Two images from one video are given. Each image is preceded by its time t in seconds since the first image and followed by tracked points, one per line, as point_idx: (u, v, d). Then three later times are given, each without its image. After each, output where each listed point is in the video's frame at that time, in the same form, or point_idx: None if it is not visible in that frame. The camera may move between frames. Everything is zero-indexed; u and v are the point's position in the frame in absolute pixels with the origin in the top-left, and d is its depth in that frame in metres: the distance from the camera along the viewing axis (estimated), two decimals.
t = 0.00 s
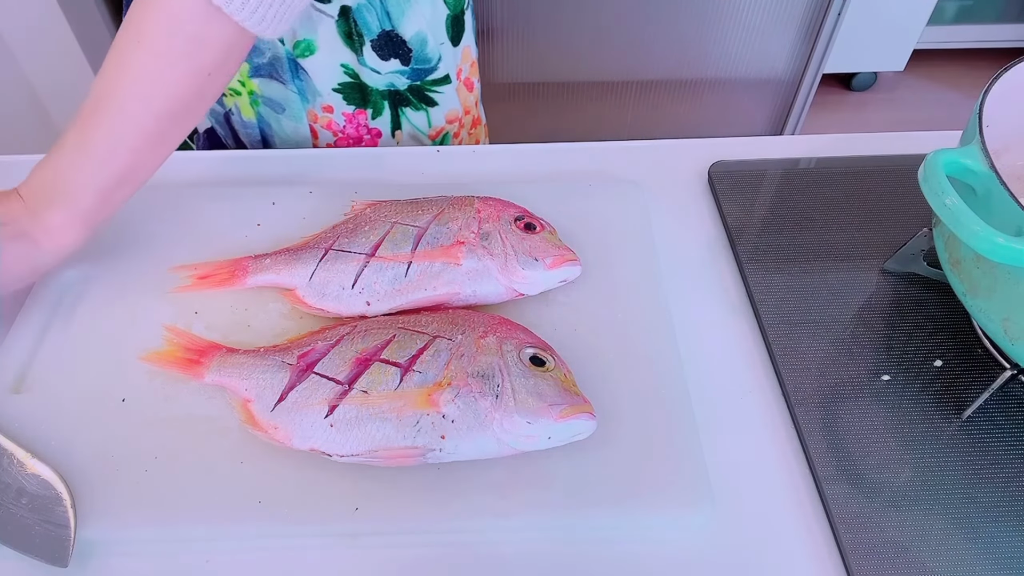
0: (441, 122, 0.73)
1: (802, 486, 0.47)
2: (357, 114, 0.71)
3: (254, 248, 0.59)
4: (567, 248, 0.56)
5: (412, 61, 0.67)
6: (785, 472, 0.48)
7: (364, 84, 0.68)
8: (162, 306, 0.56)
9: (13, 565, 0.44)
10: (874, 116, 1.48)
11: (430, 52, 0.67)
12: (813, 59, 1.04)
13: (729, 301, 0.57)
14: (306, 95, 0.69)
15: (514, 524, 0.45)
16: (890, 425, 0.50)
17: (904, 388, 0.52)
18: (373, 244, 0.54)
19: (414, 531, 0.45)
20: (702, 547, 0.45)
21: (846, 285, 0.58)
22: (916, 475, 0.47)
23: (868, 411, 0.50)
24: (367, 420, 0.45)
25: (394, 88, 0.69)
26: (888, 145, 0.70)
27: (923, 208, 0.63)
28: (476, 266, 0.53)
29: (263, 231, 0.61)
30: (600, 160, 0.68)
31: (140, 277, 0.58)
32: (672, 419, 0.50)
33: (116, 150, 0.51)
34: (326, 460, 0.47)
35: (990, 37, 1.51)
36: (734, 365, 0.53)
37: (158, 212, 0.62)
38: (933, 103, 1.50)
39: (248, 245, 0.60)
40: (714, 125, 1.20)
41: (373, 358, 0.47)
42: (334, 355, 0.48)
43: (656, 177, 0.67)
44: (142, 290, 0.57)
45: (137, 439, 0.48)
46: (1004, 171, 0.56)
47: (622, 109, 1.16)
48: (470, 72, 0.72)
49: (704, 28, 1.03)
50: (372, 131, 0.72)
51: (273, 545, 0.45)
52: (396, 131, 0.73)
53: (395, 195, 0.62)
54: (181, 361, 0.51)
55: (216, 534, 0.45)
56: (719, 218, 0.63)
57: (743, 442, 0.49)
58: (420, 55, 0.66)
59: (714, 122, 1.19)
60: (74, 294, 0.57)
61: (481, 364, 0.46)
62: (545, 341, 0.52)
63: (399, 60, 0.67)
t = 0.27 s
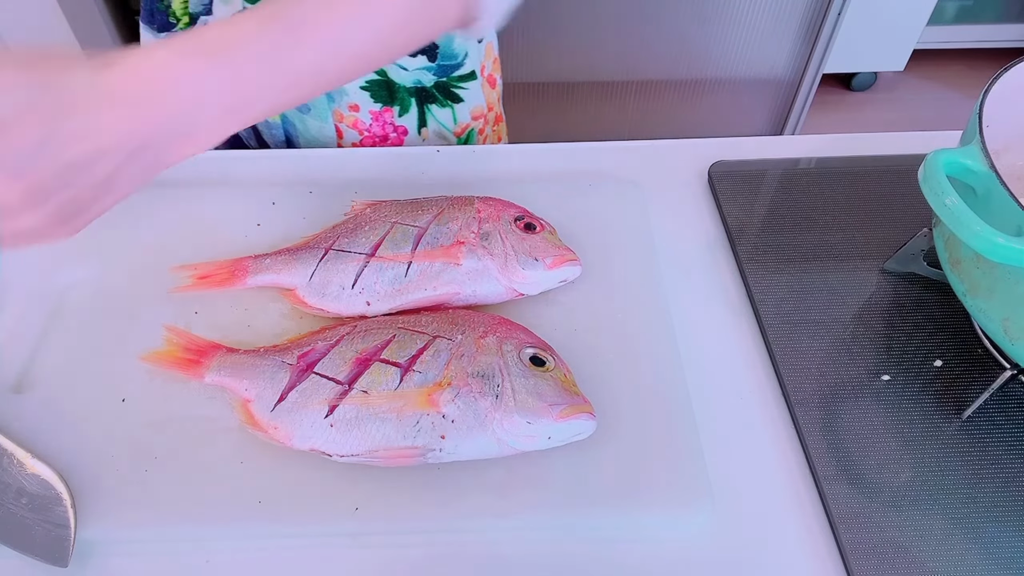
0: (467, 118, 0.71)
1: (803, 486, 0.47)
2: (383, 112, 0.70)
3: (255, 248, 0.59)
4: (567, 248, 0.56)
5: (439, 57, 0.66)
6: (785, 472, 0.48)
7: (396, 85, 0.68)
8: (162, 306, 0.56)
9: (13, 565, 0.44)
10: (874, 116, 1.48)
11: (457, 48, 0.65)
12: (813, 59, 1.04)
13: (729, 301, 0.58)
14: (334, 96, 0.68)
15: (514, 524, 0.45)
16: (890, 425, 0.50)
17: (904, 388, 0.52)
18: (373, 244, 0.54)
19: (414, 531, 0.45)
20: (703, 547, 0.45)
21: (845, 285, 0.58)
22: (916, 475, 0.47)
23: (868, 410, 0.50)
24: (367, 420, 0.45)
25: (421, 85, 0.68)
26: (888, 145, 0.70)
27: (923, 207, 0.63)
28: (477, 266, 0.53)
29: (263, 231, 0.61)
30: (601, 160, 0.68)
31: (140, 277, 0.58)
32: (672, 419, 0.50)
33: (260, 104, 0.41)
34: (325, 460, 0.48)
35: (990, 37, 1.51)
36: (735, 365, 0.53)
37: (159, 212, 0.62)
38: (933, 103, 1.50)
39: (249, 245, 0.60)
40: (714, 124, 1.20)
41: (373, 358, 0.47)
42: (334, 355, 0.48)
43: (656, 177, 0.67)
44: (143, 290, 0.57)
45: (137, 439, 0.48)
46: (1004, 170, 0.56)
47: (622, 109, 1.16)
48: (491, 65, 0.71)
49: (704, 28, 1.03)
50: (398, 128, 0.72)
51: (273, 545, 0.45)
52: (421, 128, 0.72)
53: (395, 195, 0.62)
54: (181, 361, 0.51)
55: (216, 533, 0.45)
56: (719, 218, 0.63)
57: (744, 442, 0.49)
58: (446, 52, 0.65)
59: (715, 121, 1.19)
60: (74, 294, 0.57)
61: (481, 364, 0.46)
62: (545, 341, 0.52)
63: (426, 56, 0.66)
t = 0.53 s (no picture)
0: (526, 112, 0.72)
1: (803, 486, 0.47)
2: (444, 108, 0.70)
3: (255, 248, 0.59)
4: (567, 248, 0.56)
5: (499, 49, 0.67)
6: (785, 472, 0.48)
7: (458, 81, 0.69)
8: (163, 306, 0.56)
9: (13, 564, 0.44)
10: (874, 116, 1.48)
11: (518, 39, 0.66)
12: (813, 59, 1.05)
13: (729, 301, 0.58)
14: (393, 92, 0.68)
15: (515, 524, 0.45)
16: (890, 425, 0.50)
17: (904, 388, 0.52)
18: (373, 244, 0.54)
19: (415, 532, 0.45)
20: (703, 547, 0.45)
21: (845, 285, 0.58)
22: (916, 474, 0.47)
23: (868, 410, 0.50)
24: (367, 420, 0.45)
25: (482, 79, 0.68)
26: (888, 145, 0.70)
27: (923, 207, 0.63)
28: (477, 266, 0.53)
29: (263, 231, 0.61)
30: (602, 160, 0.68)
31: (141, 277, 0.58)
32: (673, 420, 0.50)
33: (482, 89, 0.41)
34: (325, 460, 0.48)
35: (990, 37, 1.51)
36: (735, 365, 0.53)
37: (160, 212, 0.62)
38: (933, 103, 1.50)
39: (249, 245, 0.60)
40: (714, 124, 1.20)
41: (373, 358, 0.47)
42: (334, 355, 0.48)
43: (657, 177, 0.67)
44: (143, 290, 0.57)
45: (138, 440, 0.48)
46: (1004, 170, 0.56)
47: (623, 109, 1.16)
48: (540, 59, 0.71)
49: (705, 28, 1.03)
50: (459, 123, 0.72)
51: (273, 545, 0.45)
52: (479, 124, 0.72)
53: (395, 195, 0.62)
54: (182, 361, 0.51)
55: (215, 533, 0.45)
56: (719, 218, 0.63)
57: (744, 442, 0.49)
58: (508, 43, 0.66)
59: (715, 122, 1.19)
60: (74, 294, 0.57)
61: (480, 364, 0.46)
62: (545, 341, 0.52)
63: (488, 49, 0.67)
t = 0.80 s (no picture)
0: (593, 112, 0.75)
1: (803, 486, 0.47)
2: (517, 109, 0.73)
3: (255, 248, 0.59)
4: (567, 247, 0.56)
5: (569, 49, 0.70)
6: (785, 472, 0.48)
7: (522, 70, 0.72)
8: (163, 306, 0.56)
9: (13, 564, 0.44)
10: (873, 116, 1.49)
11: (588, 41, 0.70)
12: (813, 59, 1.05)
13: (729, 302, 0.57)
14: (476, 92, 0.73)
15: (515, 524, 0.45)
16: (890, 425, 0.50)
17: (904, 388, 0.52)
18: (373, 244, 0.54)
19: (415, 531, 0.45)
20: (704, 548, 0.45)
21: (845, 285, 0.58)
22: (916, 475, 0.47)
23: (867, 410, 0.50)
24: (367, 420, 0.45)
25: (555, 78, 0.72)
26: (888, 145, 0.70)
27: (923, 207, 0.63)
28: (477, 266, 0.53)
29: (264, 231, 0.61)
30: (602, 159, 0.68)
31: (141, 277, 0.58)
32: (673, 420, 0.50)
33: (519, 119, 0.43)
34: (325, 460, 0.48)
35: (990, 37, 1.52)
36: (735, 365, 0.53)
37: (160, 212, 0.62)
38: (932, 103, 1.50)
39: (250, 245, 0.60)
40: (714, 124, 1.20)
41: (373, 358, 0.47)
42: (334, 355, 0.48)
43: (657, 177, 0.67)
44: (143, 289, 0.57)
45: (138, 440, 0.48)
46: (1005, 170, 0.56)
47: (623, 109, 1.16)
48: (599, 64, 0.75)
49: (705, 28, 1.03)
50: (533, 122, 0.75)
51: (273, 545, 0.45)
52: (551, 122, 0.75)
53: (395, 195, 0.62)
54: (182, 361, 0.51)
55: (215, 533, 0.45)
56: (719, 217, 0.63)
57: (745, 443, 0.49)
58: (579, 42, 0.70)
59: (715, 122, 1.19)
60: (75, 294, 0.57)
61: (480, 364, 0.46)
62: (545, 341, 0.52)
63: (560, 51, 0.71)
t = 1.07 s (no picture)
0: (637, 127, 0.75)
1: (803, 486, 0.47)
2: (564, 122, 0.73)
3: (256, 248, 0.59)
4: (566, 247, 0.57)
5: (618, 60, 0.70)
6: (785, 472, 0.48)
7: (573, 84, 0.70)
8: (163, 306, 0.56)
9: (13, 564, 0.44)
10: (873, 116, 1.49)
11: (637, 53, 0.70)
12: (813, 59, 1.05)
13: (729, 302, 0.57)
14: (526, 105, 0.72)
15: (514, 524, 0.45)
16: (890, 425, 0.50)
17: (904, 388, 0.52)
18: (373, 244, 0.54)
19: (415, 531, 0.45)
20: (704, 548, 0.45)
21: (845, 285, 0.58)
22: (916, 475, 0.47)
23: (867, 410, 0.50)
24: (367, 420, 0.45)
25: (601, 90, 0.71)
26: (887, 145, 0.70)
27: (923, 208, 0.63)
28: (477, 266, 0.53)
29: (264, 231, 0.61)
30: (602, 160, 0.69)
31: (141, 278, 0.58)
32: (674, 420, 0.50)
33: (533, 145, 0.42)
34: (325, 460, 0.48)
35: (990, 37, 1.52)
36: (736, 365, 0.53)
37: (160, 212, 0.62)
38: (932, 103, 1.50)
39: (250, 245, 0.60)
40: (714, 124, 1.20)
41: (373, 358, 0.47)
42: (334, 355, 0.48)
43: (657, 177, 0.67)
44: (143, 290, 0.57)
45: (138, 440, 0.48)
46: (1005, 171, 0.56)
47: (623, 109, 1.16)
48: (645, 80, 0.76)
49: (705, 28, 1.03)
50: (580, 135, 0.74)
51: (272, 545, 0.45)
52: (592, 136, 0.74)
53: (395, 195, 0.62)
54: (182, 361, 0.51)
55: (215, 533, 0.45)
56: (719, 218, 0.63)
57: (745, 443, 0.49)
58: (628, 54, 0.69)
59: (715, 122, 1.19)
60: (75, 294, 0.57)
61: (481, 364, 0.46)
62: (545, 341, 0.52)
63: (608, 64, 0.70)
